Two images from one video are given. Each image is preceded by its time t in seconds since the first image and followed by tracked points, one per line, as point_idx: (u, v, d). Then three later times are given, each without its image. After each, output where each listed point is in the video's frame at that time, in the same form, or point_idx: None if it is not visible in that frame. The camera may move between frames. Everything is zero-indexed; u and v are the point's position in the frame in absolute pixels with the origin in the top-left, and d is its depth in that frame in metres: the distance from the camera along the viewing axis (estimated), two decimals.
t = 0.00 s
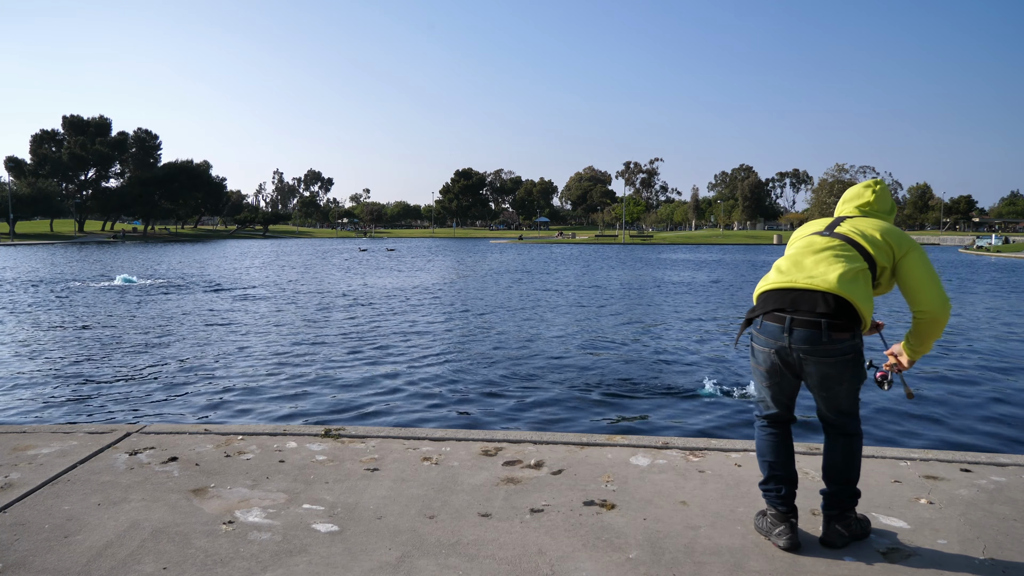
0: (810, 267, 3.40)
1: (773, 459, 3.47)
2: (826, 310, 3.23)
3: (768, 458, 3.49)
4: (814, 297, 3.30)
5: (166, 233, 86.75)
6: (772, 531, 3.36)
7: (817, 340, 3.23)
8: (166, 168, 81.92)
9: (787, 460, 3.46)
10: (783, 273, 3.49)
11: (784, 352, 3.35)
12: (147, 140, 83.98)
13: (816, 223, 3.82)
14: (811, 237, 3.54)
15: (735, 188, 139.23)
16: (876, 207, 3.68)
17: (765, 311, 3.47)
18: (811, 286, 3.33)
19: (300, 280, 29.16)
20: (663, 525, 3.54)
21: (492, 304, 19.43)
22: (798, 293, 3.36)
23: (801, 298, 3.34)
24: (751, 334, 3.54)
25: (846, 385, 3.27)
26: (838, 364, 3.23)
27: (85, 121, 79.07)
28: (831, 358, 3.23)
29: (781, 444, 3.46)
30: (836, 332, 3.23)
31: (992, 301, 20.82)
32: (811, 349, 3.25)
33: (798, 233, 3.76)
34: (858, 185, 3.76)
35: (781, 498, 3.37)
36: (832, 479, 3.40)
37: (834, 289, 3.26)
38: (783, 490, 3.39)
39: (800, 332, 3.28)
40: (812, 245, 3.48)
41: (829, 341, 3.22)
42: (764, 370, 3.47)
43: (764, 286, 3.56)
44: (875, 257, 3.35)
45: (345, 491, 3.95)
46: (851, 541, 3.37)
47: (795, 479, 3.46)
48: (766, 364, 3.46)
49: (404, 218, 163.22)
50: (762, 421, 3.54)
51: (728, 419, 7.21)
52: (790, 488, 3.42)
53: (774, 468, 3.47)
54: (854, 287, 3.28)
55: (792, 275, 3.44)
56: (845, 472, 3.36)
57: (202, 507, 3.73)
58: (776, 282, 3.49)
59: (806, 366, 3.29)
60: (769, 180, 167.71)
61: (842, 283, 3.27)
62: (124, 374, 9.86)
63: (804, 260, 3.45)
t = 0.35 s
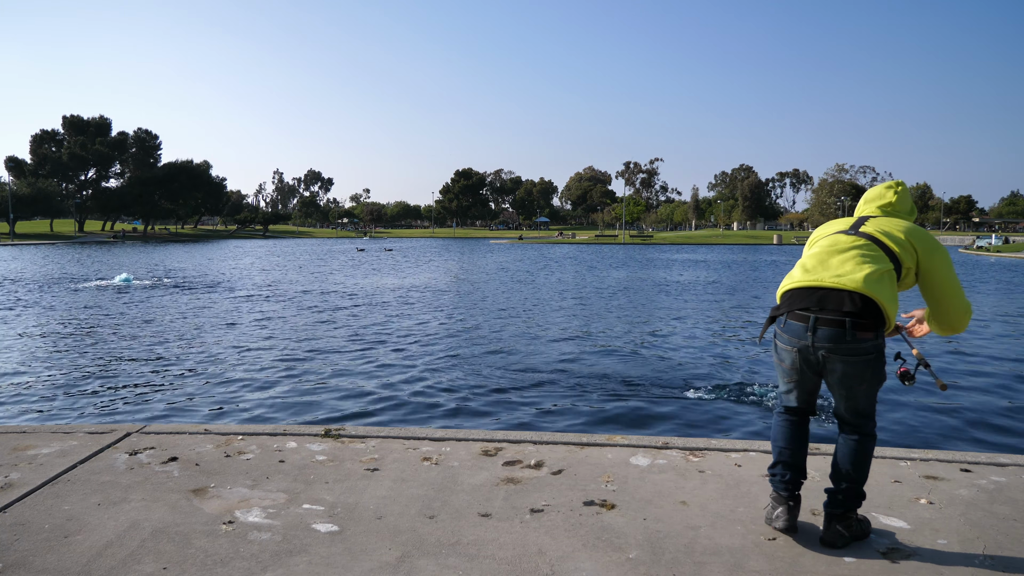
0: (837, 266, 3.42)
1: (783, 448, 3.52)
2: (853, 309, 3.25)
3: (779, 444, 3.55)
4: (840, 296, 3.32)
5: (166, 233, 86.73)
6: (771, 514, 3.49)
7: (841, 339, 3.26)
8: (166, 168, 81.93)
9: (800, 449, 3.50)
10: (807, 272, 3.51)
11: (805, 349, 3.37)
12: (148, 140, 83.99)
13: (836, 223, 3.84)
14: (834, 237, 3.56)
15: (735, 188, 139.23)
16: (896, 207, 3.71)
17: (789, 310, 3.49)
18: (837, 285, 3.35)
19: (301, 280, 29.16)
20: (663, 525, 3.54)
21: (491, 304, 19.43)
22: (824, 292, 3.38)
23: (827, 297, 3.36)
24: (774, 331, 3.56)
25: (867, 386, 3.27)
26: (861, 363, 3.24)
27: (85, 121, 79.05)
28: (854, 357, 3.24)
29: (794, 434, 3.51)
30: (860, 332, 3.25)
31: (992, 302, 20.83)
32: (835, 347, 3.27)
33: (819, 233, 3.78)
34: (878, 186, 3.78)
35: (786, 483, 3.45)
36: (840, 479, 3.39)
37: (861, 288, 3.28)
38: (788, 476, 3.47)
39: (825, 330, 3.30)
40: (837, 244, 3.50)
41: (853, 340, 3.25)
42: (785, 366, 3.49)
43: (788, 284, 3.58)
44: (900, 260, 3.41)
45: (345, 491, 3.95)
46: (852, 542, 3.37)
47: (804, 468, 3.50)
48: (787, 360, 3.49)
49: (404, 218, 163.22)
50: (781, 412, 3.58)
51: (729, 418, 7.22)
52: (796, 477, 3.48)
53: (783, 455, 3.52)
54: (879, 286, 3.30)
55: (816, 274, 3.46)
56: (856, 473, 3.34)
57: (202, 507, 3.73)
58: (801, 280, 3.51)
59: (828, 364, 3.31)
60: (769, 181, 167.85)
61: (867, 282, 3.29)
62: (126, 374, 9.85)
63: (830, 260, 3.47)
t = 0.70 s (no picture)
0: (845, 266, 3.43)
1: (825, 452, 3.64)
2: (858, 309, 3.26)
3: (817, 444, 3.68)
4: (844, 296, 3.33)
5: (166, 233, 86.76)
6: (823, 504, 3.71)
7: (841, 340, 3.27)
8: (166, 168, 81.97)
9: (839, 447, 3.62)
10: (816, 275, 3.54)
11: (812, 349, 3.42)
12: (148, 140, 84.02)
13: (844, 223, 3.83)
14: (842, 237, 3.58)
15: (735, 188, 139.23)
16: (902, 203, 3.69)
17: (797, 310, 3.54)
18: (843, 285, 3.37)
19: (300, 279, 29.17)
20: (663, 525, 3.54)
21: (491, 304, 19.44)
22: (832, 293, 3.40)
23: (832, 297, 3.39)
24: (787, 331, 3.62)
25: (869, 384, 3.28)
26: (862, 364, 3.25)
27: (85, 120, 79.02)
28: (856, 358, 3.25)
29: (829, 436, 3.61)
30: (862, 332, 3.25)
31: (992, 302, 20.83)
32: (836, 347, 3.29)
33: (829, 233, 3.79)
34: (883, 184, 3.77)
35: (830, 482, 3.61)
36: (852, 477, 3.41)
37: (868, 287, 3.29)
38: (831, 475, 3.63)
39: (828, 330, 3.32)
40: (844, 243, 3.51)
41: (854, 340, 3.25)
42: (800, 364, 3.57)
43: (798, 287, 3.61)
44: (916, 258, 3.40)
45: (345, 492, 3.95)
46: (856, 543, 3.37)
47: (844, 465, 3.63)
48: (803, 359, 3.56)
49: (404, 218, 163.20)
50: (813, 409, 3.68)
51: (728, 419, 7.22)
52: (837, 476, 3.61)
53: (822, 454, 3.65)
54: (887, 283, 3.30)
55: (824, 275, 3.50)
56: (860, 470, 3.34)
57: (202, 507, 3.73)
58: (810, 282, 3.54)
59: (833, 364, 3.34)
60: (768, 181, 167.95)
61: (872, 281, 3.30)
62: (127, 374, 9.86)
63: (838, 260, 3.49)
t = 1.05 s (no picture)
0: (849, 261, 3.51)
1: (832, 445, 3.68)
2: (863, 301, 3.34)
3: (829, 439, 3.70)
4: (850, 288, 3.43)
5: (166, 233, 86.74)
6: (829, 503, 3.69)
7: (850, 331, 3.37)
8: (166, 168, 81.96)
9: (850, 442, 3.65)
10: (823, 270, 3.63)
11: (824, 339, 3.52)
12: (148, 140, 83.99)
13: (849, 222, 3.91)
14: (847, 234, 3.66)
15: (735, 188, 139.23)
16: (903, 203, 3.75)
17: (806, 303, 3.64)
18: (848, 278, 3.46)
19: (301, 279, 29.17)
20: (663, 525, 3.54)
21: (492, 304, 19.42)
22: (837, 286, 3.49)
23: (839, 289, 3.48)
24: (797, 324, 3.73)
25: (885, 369, 3.39)
26: (873, 352, 3.35)
27: (85, 121, 79.01)
28: (866, 349, 3.35)
29: (838, 429, 3.65)
30: (869, 323, 3.33)
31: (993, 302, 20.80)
32: (847, 339, 3.39)
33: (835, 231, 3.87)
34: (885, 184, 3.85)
35: (839, 474, 3.65)
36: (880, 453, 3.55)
37: (870, 280, 3.38)
38: (838, 468, 3.66)
39: (837, 323, 3.42)
40: (848, 240, 3.60)
41: (862, 332, 3.34)
42: (812, 356, 3.66)
43: (807, 281, 3.70)
44: (917, 252, 3.43)
45: (345, 492, 3.95)
46: (854, 541, 3.37)
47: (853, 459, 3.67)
48: (814, 351, 3.65)
49: (404, 218, 163.21)
50: (822, 402, 3.73)
51: (728, 419, 7.22)
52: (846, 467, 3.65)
53: (832, 449, 3.68)
54: (890, 276, 3.38)
55: (829, 270, 3.59)
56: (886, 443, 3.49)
57: (202, 507, 3.73)
58: (818, 277, 3.63)
59: (846, 355, 3.44)
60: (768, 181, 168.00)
61: (875, 274, 3.38)
62: (126, 374, 9.85)
63: (844, 255, 3.56)
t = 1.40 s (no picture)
0: (877, 260, 3.64)
1: (844, 439, 3.74)
2: (886, 298, 3.48)
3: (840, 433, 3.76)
4: (875, 286, 3.56)
5: (166, 233, 86.75)
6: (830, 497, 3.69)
7: (873, 327, 3.49)
8: (166, 168, 81.98)
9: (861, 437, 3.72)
10: (850, 267, 3.77)
11: (846, 334, 3.65)
12: (148, 140, 84.03)
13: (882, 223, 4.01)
14: (878, 234, 3.78)
15: (734, 188, 139.15)
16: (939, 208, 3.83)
17: (831, 300, 3.79)
18: (872, 276, 3.60)
19: (301, 279, 29.17)
20: (663, 525, 3.54)
21: (493, 304, 19.41)
22: (863, 283, 3.63)
23: (863, 286, 3.62)
24: (822, 319, 3.86)
25: (907, 367, 3.47)
26: (894, 348, 3.45)
27: (85, 120, 78.99)
28: (888, 344, 3.46)
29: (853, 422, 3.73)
30: (892, 319, 3.45)
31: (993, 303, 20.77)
32: (869, 334, 3.51)
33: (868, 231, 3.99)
34: (923, 189, 3.92)
35: (845, 468, 3.66)
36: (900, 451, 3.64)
37: (893, 280, 3.50)
38: (847, 462, 3.68)
39: (860, 318, 3.55)
40: (877, 240, 3.72)
41: (884, 327, 3.46)
42: (834, 352, 3.78)
43: (834, 278, 3.85)
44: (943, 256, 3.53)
45: (345, 492, 3.95)
46: (854, 541, 3.37)
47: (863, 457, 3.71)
48: (836, 347, 3.77)
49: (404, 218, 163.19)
50: (838, 398, 3.84)
51: (727, 419, 7.23)
52: (855, 463, 3.67)
53: (843, 443, 3.73)
54: (915, 277, 3.49)
55: (856, 268, 3.72)
56: (916, 442, 3.60)
57: (202, 507, 3.73)
58: (844, 274, 3.77)
59: (868, 349, 3.55)
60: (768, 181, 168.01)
61: (900, 273, 3.51)
62: (127, 374, 9.85)
63: (872, 255, 3.70)
